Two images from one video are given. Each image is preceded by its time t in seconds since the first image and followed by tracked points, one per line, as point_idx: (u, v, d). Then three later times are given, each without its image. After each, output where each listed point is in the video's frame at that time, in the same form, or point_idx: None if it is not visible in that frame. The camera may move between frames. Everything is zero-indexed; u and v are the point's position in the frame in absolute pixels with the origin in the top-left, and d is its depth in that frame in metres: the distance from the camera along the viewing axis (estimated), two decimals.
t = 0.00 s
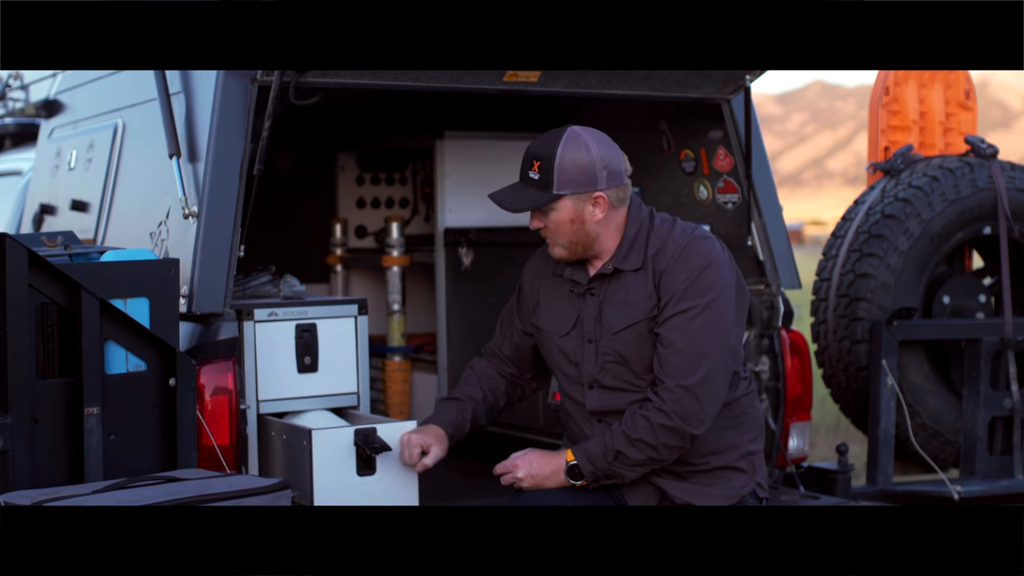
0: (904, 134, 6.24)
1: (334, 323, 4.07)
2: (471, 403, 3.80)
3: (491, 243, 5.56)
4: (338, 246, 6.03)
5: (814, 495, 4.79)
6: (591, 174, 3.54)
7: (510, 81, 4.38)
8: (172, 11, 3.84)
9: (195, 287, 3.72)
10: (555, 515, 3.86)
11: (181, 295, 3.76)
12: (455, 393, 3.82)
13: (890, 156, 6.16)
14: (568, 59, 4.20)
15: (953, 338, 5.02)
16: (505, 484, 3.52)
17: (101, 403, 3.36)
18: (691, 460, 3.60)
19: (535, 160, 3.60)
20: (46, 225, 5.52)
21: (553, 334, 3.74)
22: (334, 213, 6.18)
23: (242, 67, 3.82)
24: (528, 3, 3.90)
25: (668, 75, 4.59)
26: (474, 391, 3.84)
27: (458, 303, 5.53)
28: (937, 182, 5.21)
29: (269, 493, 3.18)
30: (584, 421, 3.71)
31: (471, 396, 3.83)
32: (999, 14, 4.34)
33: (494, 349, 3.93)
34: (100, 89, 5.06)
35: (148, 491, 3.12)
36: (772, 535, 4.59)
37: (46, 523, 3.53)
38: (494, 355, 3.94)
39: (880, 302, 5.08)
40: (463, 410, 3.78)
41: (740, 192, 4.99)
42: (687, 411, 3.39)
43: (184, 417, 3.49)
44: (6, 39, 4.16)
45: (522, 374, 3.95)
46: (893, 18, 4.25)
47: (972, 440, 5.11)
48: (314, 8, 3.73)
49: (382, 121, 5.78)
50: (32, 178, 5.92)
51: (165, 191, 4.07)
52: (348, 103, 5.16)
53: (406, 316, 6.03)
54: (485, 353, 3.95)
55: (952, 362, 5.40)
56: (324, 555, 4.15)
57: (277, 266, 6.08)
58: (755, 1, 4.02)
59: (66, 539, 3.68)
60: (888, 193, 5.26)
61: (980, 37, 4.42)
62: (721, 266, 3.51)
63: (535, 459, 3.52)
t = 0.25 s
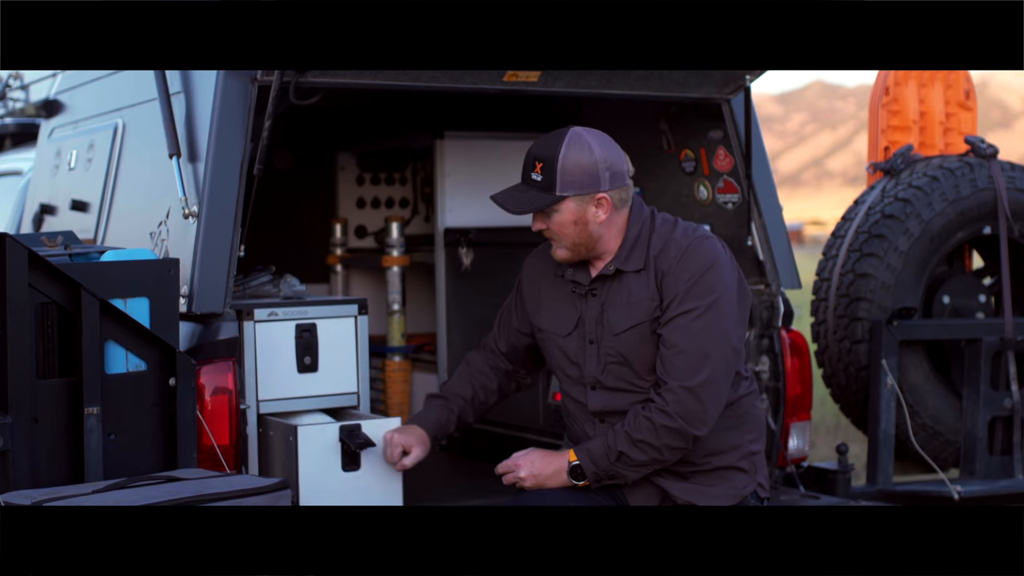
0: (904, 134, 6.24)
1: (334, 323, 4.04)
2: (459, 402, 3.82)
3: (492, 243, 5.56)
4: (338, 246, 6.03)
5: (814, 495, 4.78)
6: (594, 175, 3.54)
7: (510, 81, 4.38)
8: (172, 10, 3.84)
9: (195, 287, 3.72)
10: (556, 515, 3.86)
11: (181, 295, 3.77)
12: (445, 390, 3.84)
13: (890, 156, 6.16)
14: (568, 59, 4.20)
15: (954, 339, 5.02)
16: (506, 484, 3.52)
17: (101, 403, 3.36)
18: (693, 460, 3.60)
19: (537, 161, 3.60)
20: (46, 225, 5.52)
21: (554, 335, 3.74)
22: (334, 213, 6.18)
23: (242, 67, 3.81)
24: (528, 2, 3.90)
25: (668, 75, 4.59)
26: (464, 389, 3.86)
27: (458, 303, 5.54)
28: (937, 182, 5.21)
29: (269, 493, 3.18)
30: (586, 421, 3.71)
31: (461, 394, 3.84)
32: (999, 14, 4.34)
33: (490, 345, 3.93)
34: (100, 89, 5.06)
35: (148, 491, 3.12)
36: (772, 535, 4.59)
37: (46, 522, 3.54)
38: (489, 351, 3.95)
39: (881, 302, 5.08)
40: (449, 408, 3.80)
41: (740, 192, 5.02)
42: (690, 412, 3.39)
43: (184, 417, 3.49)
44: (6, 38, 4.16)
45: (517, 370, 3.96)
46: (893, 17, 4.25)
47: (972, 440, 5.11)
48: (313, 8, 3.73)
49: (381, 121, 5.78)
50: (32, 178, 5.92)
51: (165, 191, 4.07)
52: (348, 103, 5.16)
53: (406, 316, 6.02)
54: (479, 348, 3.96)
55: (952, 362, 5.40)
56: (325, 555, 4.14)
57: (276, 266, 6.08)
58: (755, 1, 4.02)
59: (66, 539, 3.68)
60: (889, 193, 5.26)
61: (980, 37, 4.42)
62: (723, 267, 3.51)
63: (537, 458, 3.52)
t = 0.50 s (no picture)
0: (904, 133, 6.24)
1: (334, 323, 4.03)
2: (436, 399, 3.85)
3: (492, 243, 5.56)
4: (338, 246, 6.03)
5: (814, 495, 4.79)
6: (587, 178, 3.54)
7: (510, 81, 4.38)
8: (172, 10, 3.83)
9: (195, 287, 3.72)
10: (556, 515, 3.86)
11: (181, 295, 3.76)
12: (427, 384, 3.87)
13: (890, 156, 6.16)
14: (568, 59, 4.20)
15: (954, 338, 5.02)
16: (507, 484, 3.54)
17: (101, 403, 3.36)
18: (693, 460, 3.60)
19: (532, 164, 3.60)
20: (46, 225, 5.52)
21: (550, 337, 3.74)
22: (334, 213, 6.18)
23: (242, 67, 3.81)
24: (528, 2, 3.90)
25: (668, 75, 4.59)
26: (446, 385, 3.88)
27: (458, 303, 5.56)
28: (937, 182, 5.21)
29: (269, 493, 3.19)
30: (584, 423, 3.71)
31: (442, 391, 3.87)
32: (1000, 14, 4.34)
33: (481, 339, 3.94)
34: (100, 89, 5.06)
35: (148, 491, 3.12)
36: (771, 535, 4.59)
37: (46, 522, 3.54)
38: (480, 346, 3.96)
39: (881, 302, 5.07)
40: (425, 405, 3.84)
41: (739, 192, 5.02)
42: (690, 412, 3.39)
43: (184, 417, 3.49)
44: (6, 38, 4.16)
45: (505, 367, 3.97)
46: (894, 17, 4.25)
47: (972, 440, 5.11)
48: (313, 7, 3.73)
49: (382, 121, 5.78)
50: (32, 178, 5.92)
51: (165, 191, 4.07)
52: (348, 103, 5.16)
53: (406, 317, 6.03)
54: (470, 342, 3.97)
55: (952, 362, 5.40)
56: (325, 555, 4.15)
57: (277, 266, 6.08)
58: None
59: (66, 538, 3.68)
60: (888, 193, 5.26)
61: (980, 37, 4.41)
62: (719, 266, 3.51)
63: (537, 458, 3.53)
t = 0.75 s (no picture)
0: (904, 134, 6.24)
1: (334, 323, 4.03)
2: (415, 400, 3.94)
3: (493, 244, 5.56)
4: (338, 246, 6.03)
5: (814, 495, 4.78)
6: (579, 181, 3.54)
7: (510, 81, 4.38)
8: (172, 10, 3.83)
9: (195, 286, 3.72)
10: (557, 515, 3.86)
11: (181, 295, 3.76)
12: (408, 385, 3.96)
13: (890, 156, 6.16)
14: (568, 59, 4.20)
15: (954, 338, 5.02)
16: (506, 484, 3.56)
17: (101, 403, 3.36)
18: (693, 459, 3.60)
19: (522, 169, 3.60)
20: (46, 225, 5.52)
21: (547, 340, 3.74)
22: (334, 213, 6.18)
23: (242, 67, 3.81)
24: (528, 2, 3.90)
25: (668, 75, 4.58)
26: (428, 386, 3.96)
27: (458, 303, 5.57)
28: (937, 182, 5.21)
29: (269, 493, 3.19)
30: (584, 424, 3.71)
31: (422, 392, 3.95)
32: (1000, 14, 4.34)
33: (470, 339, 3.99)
34: (100, 89, 5.06)
35: (148, 491, 3.12)
36: (772, 535, 4.59)
37: (46, 522, 3.54)
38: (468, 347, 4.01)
39: (880, 302, 5.07)
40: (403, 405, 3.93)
41: (740, 192, 5.00)
42: (688, 411, 3.39)
43: (183, 417, 3.49)
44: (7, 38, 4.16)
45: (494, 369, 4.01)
46: (894, 17, 4.25)
47: (972, 440, 5.11)
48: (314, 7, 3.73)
49: (382, 121, 5.78)
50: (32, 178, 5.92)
51: (165, 191, 4.07)
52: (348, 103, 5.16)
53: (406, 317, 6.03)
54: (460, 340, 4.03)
55: (952, 362, 5.40)
56: (325, 555, 4.15)
57: (277, 266, 6.08)
58: None
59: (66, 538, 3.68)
60: (888, 193, 5.26)
61: (981, 37, 4.41)
62: (712, 264, 3.51)
63: (537, 458, 3.54)
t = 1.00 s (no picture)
0: (904, 134, 6.24)
1: (334, 323, 4.03)
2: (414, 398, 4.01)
3: (493, 243, 5.57)
4: (338, 246, 6.03)
5: (814, 495, 4.78)
6: (587, 179, 3.55)
7: (510, 81, 4.38)
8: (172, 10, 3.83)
9: (195, 286, 3.72)
10: (557, 515, 3.86)
11: (181, 295, 3.76)
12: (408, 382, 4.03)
13: (891, 156, 6.15)
14: (568, 59, 4.20)
15: (954, 339, 5.02)
16: (507, 483, 3.56)
17: (101, 403, 3.36)
18: (693, 460, 3.59)
19: (530, 167, 3.61)
20: (46, 225, 5.52)
21: (550, 339, 3.73)
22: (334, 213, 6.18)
23: (242, 67, 3.81)
24: (528, 2, 3.90)
25: (668, 75, 4.58)
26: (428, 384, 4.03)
27: (458, 302, 5.57)
28: (937, 182, 5.21)
29: (269, 493, 3.19)
30: (585, 424, 3.71)
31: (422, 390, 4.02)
32: (1000, 14, 4.34)
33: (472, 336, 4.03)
34: (100, 89, 5.06)
35: (148, 491, 3.12)
36: (772, 535, 4.59)
37: (46, 521, 3.54)
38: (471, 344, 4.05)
39: (881, 302, 5.07)
40: (402, 404, 4.00)
41: (740, 192, 5.00)
42: (691, 415, 3.40)
43: (184, 417, 3.49)
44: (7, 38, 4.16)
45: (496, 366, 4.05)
46: (894, 17, 4.25)
47: (972, 440, 5.11)
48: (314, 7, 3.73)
49: (382, 121, 5.78)
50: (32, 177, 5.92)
51: (165, 191, 4.07)
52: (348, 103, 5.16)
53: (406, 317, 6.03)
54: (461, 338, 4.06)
55: (952, 362, 5.40)
56: (325, 555, 4.15)
57: (276, 266, 6.08)
58: None
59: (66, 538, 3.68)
60: (888, 193, 5.26)
61: (980, 37, 4.41)
62: (719, 269, 3.51)
63: (538, 459, 3.55)
